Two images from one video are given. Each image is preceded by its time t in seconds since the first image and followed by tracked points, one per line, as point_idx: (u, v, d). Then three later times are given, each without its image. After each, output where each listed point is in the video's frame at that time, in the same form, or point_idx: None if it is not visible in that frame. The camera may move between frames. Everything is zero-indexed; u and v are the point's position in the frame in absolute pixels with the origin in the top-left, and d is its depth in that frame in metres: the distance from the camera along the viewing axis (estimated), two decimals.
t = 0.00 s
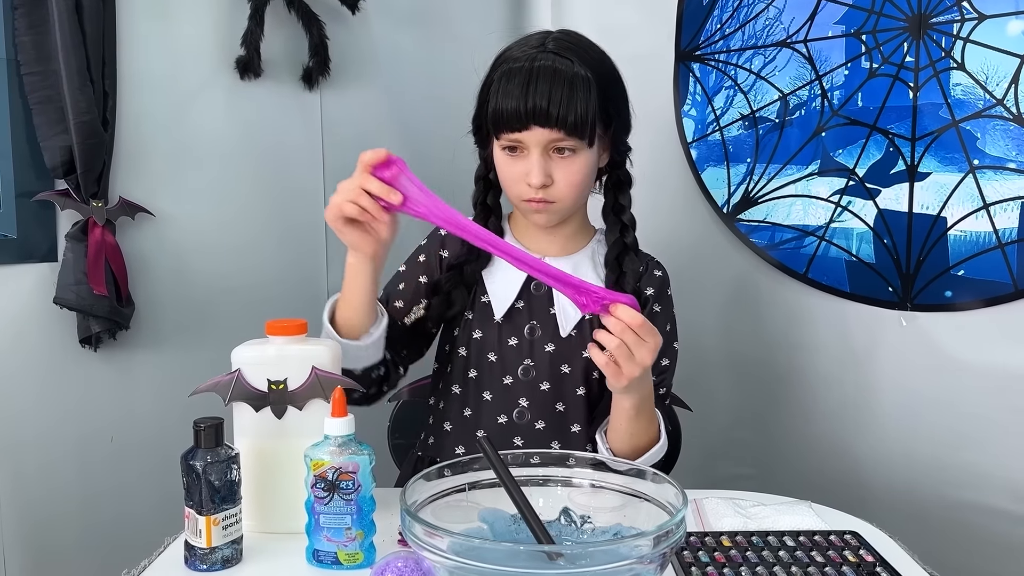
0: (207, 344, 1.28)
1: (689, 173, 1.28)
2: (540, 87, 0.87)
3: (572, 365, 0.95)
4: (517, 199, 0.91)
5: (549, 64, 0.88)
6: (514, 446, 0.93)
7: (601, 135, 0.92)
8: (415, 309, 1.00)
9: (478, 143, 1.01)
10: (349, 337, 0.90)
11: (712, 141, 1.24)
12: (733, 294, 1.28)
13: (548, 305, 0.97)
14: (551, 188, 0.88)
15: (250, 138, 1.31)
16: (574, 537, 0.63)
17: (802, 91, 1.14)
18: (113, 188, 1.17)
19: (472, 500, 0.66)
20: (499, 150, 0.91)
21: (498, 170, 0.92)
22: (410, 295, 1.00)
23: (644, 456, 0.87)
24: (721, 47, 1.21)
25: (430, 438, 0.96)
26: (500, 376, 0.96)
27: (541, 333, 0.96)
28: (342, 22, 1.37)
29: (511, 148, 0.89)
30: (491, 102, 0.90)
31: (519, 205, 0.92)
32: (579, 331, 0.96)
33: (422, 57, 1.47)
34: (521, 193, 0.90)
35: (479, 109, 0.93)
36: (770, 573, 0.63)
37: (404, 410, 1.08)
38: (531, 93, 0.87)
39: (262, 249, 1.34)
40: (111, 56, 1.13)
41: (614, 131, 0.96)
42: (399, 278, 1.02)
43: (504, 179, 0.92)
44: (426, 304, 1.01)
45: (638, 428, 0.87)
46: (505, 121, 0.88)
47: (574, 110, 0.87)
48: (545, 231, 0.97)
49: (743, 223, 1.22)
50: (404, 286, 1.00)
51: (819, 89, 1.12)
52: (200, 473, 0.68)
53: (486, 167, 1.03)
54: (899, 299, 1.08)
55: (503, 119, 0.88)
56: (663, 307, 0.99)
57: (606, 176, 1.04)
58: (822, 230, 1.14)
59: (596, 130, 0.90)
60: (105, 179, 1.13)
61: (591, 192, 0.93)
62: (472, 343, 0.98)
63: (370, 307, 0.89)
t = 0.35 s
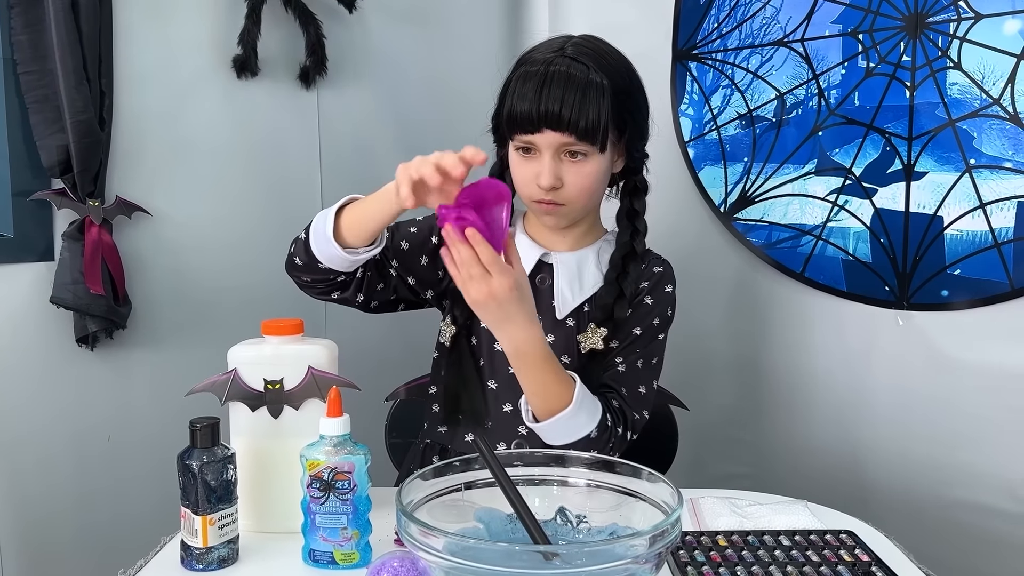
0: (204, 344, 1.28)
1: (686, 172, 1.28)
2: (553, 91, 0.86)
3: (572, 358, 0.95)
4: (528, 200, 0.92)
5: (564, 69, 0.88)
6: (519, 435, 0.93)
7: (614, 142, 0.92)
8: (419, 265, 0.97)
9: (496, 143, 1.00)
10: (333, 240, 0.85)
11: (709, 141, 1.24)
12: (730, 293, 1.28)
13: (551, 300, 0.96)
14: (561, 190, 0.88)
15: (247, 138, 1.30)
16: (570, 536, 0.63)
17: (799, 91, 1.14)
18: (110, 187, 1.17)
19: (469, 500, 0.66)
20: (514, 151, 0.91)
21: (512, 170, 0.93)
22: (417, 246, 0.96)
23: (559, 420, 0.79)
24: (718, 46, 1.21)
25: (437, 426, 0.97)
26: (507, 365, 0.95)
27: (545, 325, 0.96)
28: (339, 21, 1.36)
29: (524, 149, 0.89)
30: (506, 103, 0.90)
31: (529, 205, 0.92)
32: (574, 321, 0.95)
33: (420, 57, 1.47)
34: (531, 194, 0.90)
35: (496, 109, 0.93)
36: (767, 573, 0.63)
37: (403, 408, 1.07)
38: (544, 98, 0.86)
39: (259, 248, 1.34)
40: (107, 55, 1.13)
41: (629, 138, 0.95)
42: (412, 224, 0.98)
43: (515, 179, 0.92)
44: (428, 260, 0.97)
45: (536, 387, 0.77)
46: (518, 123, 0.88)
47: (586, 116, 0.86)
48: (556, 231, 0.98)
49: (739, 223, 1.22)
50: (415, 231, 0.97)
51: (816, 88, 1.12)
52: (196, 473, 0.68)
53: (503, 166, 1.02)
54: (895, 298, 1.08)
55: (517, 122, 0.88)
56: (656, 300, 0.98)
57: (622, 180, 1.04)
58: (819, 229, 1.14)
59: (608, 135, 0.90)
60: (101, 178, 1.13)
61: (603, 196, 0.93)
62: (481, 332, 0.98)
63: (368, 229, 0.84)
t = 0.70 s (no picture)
0: (203, 344, 1.28)
1: (684, 173, 1.28)
2: (555, 92, 0.86)
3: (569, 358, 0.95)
4: (526, 199, 0.91)
5: (566, 70, 0.88)
6: (513, 435, 0.94)
7: (614, 144, 0.92)
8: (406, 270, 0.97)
9: (493, 141, 1.00)
10: (311, 255, 0.87)
11: (707, 140, 1.24)
12: (728, 292, 1.28)
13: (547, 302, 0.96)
14: (560, 191, 0.88)
15: (246, 138, 1.30)
16: (568, 536, 0.64)
17: (797, 91, 1.14)
18: (109, 187, 1.17)
19: (467, 500, 0.66)
20: (512, 150, 0.91)
21: (510, 168, 0.92)
22: (403, 250, 0.96)
23: (566, 424, 0.81)
24: (716, 46, 1.21)
25: (432, 426, 0.97)
26: (501, 365, 0.96)
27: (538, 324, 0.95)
28: (338, 20, 1.36)
29: (524, 148, 0.89)
30: (508, 102, 0.90)
31: (527, 204, 0.92)
32: (571, 323, 0.95)
33: (419, 56, 1.47)
34: (530, 193, 0.90)
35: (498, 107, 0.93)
36: (765, 573, 0.63)
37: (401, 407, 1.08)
38: (547, 98, 0.86)
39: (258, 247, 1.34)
40: (106, 54, 1.13)
41: (627, 140, 0.95)
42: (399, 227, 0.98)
43: (514, 178, 0.92)
44: (415, 263, 0.97)
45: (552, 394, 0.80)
46: (520, 122, 0.88)
47: (588, 117, 0.86)
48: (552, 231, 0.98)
49: (738, 222, 1.22)
50: (402, 235, 0.97)
51: (814, 88, 1.12)
52: (195, 473, 0.68)
53: (500, 165, 1.02)
54: (893, 298, 1.08)
55: (518, 121, 0.88)
56: (653, 303, 1.00)
57: (618, 182, 1.04)
58: (817, 229, 1.14)
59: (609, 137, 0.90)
60: (100, 178, 1.13)
61: (600, 197, 0.93)
62: (474, 332, 0.98)
63: (345, 246, 0.86)
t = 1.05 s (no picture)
0: (203, 343, 1.28)
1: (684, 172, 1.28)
2: (565, 93, 0.86)
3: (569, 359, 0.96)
4: (529, 196, 0.91)
5: (577, 70, 0.88)
6: (512, 435, 0.95)
7: (620, 147, 0.92)
8: (397, 257, 0.98)
9: (499, 136, 1.00)
10: (277, 215, 0.84)
11: (708, 139, 1.24)
12: (729, 291, 1.28)
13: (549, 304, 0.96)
14: (564, 191, 0.88)
15: (246, 136, 1.30)
16: (569, 535, 0.64)
17: (797, 90, 1.14)
18: (109, 186, 1.17)
19: (467, 498, 0.66)
20: (517, 147, 0.91)
21: (515, 165, 0.92)
22: (395, 239, 0.98)
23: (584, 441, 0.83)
24: (717, 45, 1.21)
25: (429, 426, 0.96)
26: (500, 365, 0.96)
27: (539, 325, 0.96)
28: (338, 19, 1.36)
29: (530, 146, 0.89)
30: (516, 99, 0.90)
31: (529, 202, 0.92)
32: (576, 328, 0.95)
33: (420, 55, 1.47)
34: (534, 191, 0.90)
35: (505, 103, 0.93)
36: (765, 572, 0.63)
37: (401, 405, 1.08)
38: (556, 98, 0.86)
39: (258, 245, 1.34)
40: (106, 53, 1.13)
41: (633, 143, 0.95)
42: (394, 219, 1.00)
43: (518, 176, 0.92)
44: (406, 253, 0.98)
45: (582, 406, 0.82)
46: (527, 119, 0.88)
47: (596, 119, 0.86)
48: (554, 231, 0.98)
49: (738, 221, 1.22)
50: (396, 224, 0.99)
51: (815, 87, 1.12)
52: (195, 471, 0.68)
53: (504, 161, 1.02)
54: (893, 298, 1.08)
55: (525, 118, 0.88)
56: (655, 307, 1.00)
57: (620, 184, 1.04)
58: (818, 228, 1.14)
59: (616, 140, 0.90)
60: (100, 176, 1.13)
61: (603, 199, 0.93)
62: (473, 331, 0.98)
63: (306, 202, 0.82)
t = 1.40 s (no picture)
0: (204, 337, 1.28)
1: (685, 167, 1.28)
2: (564, 86, 0.86)
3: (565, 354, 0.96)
4: (528, 190, 0.91)
5: (576, 63, 0.87)
6: (511, 429, 0.95)
7: (620, 141, 0.92)
8: (398, 238, 0.98)
9: (498, 130, 1.00)
10: (292, 172, 0.82)
11: (708, 134, 1.24)
12: (729, 286, 1.28)
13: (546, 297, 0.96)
14: (563, 185, 0.88)
15: (247, 131, 1.30)
16: (568, 529, 0.64)
17: (798, 85, 1.14)
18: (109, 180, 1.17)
19: (467, 492, 0.66)
20: (516, 141, 0.91)
21: (514, 159, 0.92)
22: (399, 222, 0.98)
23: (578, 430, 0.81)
24: (717, 40, 1.21)
25: (428, 419, 0.97)
26: (499, 359, 0.96)
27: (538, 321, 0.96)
28: (338, 13, 1.36)
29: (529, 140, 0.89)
30: (515, 93, 0.90)
31: (527, 196, 0.92)
32: (576, 322, 0.95)
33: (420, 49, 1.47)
34: (532, 185, 0.90)
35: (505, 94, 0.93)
36: (764, 566, 0.63)
37: (401, 400, 1.08)
38: (555, 91, 0.86)
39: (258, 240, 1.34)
40: (106, 47, 1.13)
41: (632, 137, 0.95)
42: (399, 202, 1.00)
43: (517, 170, 0.92)
44: (408, 238, 0.99)
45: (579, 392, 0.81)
46: (526, 113, 0.88)
47: (595, 113, 0.86)
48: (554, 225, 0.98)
49: (738, 217, 1.22)
50: (401, 207, 0.99)
51: (816, 82, 1.12)
52: (196, 465, 0.69)
53: (504, 156, 1.02)
54: (893, 293, 1.08)
55: (524, 111, 0.88)
56: (654, 302, 1.00)
57: (621, 179, 1.03)
58: (818, 223, 1.14)
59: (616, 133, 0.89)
60: (101, 171, 1.13)
61: (602, 193, 0.93)
62: (473, 325, 0.98)
63: (322, 161, 0.80)
